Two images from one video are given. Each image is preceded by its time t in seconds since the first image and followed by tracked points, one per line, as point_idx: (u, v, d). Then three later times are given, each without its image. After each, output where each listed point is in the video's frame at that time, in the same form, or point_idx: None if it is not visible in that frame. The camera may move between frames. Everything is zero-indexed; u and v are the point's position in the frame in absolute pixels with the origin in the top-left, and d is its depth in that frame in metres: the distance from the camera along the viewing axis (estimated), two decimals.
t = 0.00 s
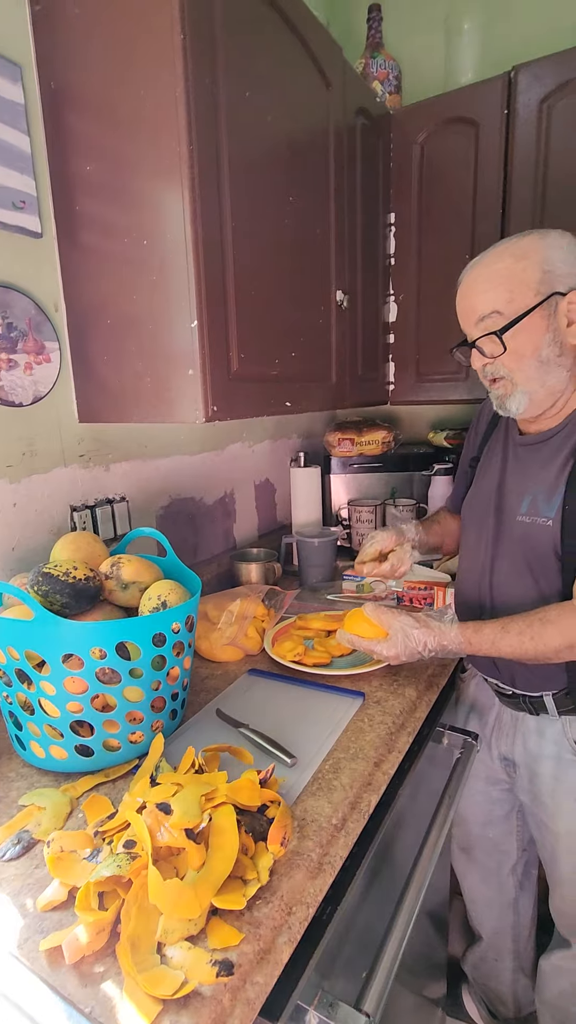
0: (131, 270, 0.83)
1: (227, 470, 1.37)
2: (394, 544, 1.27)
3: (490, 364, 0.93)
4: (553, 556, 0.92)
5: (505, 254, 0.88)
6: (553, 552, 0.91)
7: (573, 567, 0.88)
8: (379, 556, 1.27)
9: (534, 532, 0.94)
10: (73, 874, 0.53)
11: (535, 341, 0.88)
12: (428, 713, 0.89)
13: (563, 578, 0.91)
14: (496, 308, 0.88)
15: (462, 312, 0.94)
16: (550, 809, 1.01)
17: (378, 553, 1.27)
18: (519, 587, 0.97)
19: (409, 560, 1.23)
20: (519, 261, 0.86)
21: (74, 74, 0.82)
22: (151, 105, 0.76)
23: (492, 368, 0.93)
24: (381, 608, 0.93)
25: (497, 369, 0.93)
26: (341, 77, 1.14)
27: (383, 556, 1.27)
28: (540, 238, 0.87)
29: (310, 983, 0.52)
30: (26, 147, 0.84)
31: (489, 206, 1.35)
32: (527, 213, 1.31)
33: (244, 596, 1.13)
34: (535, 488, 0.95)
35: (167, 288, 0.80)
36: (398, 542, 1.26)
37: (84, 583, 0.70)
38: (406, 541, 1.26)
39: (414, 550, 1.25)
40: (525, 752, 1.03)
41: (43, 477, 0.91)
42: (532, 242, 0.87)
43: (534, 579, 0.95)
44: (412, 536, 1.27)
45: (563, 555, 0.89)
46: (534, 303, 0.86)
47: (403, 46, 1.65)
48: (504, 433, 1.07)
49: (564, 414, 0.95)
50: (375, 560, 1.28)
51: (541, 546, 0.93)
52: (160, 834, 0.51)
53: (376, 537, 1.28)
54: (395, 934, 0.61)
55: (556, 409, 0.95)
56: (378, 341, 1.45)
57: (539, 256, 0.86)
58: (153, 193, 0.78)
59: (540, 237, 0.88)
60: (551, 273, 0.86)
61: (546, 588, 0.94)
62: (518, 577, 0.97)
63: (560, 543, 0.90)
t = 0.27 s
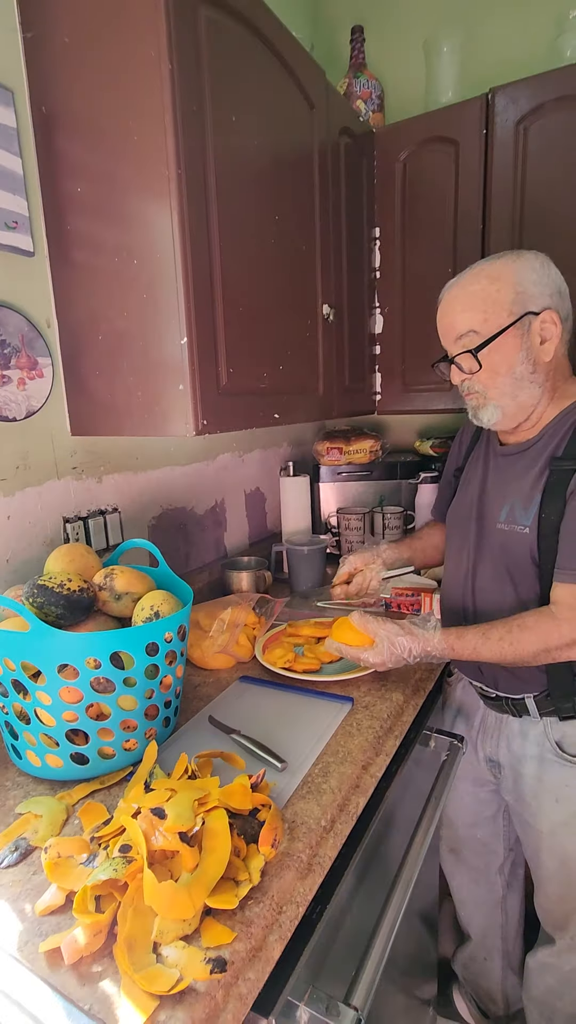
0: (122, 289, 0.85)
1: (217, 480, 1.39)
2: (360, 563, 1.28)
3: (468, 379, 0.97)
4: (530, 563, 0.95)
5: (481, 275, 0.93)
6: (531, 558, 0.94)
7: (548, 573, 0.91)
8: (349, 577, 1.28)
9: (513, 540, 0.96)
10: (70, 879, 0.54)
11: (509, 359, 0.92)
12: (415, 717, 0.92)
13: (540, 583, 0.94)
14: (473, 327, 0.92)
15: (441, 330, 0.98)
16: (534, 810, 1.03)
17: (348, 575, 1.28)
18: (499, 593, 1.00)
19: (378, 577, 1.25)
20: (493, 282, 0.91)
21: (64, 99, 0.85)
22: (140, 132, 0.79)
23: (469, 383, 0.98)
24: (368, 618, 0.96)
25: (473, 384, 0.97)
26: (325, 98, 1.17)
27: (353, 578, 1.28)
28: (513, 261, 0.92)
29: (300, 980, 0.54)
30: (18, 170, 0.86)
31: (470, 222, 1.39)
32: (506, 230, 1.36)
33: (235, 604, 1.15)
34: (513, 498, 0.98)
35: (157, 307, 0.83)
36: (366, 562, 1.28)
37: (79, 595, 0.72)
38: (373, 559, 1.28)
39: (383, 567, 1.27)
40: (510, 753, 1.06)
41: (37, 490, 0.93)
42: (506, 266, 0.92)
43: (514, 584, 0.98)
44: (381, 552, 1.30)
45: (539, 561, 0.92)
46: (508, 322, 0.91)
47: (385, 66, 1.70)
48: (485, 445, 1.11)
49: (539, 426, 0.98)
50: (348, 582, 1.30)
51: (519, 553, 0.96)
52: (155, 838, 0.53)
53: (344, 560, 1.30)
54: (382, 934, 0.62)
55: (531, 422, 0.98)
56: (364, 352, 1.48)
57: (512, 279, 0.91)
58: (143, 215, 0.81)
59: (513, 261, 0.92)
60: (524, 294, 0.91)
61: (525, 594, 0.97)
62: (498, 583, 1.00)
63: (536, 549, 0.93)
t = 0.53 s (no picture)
0: (113, 292, 0.85)
1: (210, 482, 1.39)
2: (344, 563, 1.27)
3: (457, 381, 0.98)
4: (521, 561, 0.95)
5: (467, 280, 0.94)
6: (521, 557, 0.95)
7: (539, 571, 0.92)
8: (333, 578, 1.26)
9: (503, 540, 0.97)
10: (66, 885, 0.54)
11: (497, 362, 0.93)
12: (409, 717, 0.92)
13: (531, 581, 0.94)
14: (460, 331, 0.93)
15: (430, 335, 0.99)
16: (527, 807, 1.04)
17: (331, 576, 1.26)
18: (490, 592, 1.01)
19: (361, 576, 1.23)
20: (479, 287, 0.92)
21: (53, 102, 0.85)
22: (130, 136, 0.79)
23: (459, 386, 0.98)
24: (362, 620, 0.96)
25: (463, 387, 0.98)
26: (314, 102, 1.18)
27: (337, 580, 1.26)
28: (499, 265, 0.93)
29: (298, 980, 0.54)
30: (8, 173, 0.86)
31: (458, 224, 1.40)
32: (495, 233, 1.37)
33: (229, 607, 1.15)
34: (503, 497, 0.98)
35: (149, 310, 0.83)
36: (350, 562, 1.27)
37: (71, 599, 0.72)
38: (357, 559, 1.27)
39: (367, 566, 1.25)
40: (503, 752, 1.06)
41: (28, 494, 0.92)
42: (492, 270, 0.93)
43: (505, 583, 0.99)
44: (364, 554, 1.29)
45: (530, 559, 0.93)
46: (494, 326, 0.92)
47: (373, 70, 1.71)
48: (476, 446, 1.12)
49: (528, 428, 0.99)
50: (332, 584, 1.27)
51: (509, 552, 0.97)
52: (151, 842, 0.53)
53: (328, 561, 1.29)
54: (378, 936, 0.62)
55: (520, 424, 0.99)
56: (355, 354, 1.49)
57: (498, 283, 0.92)
58: (134, 218, 0.81)
59: (499, 266, 0.94)
60: (509, 298, 0.92)
61: (516, 593, 0.98)
62: (489, 582, 1.01)
63: (526, 548, 0.94)
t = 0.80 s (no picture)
0: (104, 290, 0.85)
1: (203, 482, 1.39)
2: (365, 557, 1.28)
3: (449, 380, 0.98)
4: (514, 558, 0.95)
5: (458, 279, 0.94)
6: (515, 553, 0.95)
7: (533, 567, 0.92)
8: (358, 573, 1.24)
9: (497, 536, 0.97)
10: (61, 888, 0.54)
11: (488, 360, 0.93)
12: (405, 714, 0.92)
13: (525, 578, 0.94)
14: (452, 330, 0.93)
15: (421, 334, 0.99)
16: (523, 803, 1.04)
17: (355, 570, 1.25)
18: (485, 590, 1.01)
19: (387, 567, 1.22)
20: (470, 285, 0.92)
21: (42, 99, 0.84)
22: (120, 132, 0.78)
23: (451, 384, 0.98)
24: (356, 617, 0.96)
25: (455, 386, 0.98)
26: (305, 100, 1.17)
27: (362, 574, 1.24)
28: (489, 264, 0.93)
29: (296, 980, 0.54)
30: None
31: (450, 222, 1.40)
32: (486, 231, 1.37)
33: (224, 606, 1.14)
34: (497, 493, 0.98)
35: (140, 307, 0.82)
36: (371, 555, 1.27)
37: (65, 599, 0.71)
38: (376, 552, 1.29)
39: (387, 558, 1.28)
40: (498, 748, 1.06)
41: (20, 494, 0.91)
42: (483, 269, 0.93)
43: (499, 580, 0.99)
44: (382, 549, 1.29)
45: (524, 556, 0.93)
46: (485, 325, 0.92)
47: (364, 69, 1.71)
48: (469, 443, 1.12)
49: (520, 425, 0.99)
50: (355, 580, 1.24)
51: (503, 549, 0.97)
52: (147, 843, 0.52)
53: (347, 557, 1.27)
54: (374, 938, 0.62)
55: (511, 421, 0.99)
56: (348, 353, 1.49)
57: (488, 282, 0.92)
58: (124, 215, 0.80)
59: (489, 264, 0.94)
60: (500, 296, 0.92)
61: (510, 590, 0.98)
62: (483, 579, 1.01)
63: (520, 544, 0.94)
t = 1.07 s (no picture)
0: (97, 291, 0.85)
1: (198, 482, 1.39)
2: (343, 557, 1.29)
3: (444, 381, 0.99)
4: (509, 556, 0.96)
5: (451, 279, 0.94)
6: (510, 552, 0.96)
7: (527, 566, 0.93)
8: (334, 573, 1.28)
9: (491, 534, 0.98)
10: (58, 889, 0.54)
11: (482, 360, 0.93)
12: (400, 713, 0.92)
13: (519, 576, 0.95)
14: (446, 331, 0.93)
15: (416, 335, 0.99)
16: (517, 800, 1.05)
17: (332, 570, 1.28)
18: (480, 589, 1.02)
19: (361, 570, 1.23)
20: (463, 286, 0.92)
21: (34, 99, 0.84)
22: (113, 132, 0.78)
23: (446, 385, 0.99)
24: (352, 617, 0.96)
25: (450, 386, 0.98)
26: (297, 101, 1.18)
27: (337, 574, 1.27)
28: (482, 264, 0.94)
29: (294, 977, 0.54)
30: None
31: (443, 223, 1.41)
32: (479, 232, 1.38)
33: (219, 606, 1.14)
34: (491, 492, 0.99)
35: (134, 308, 0.82)
36: (348, 557, 1.28)
37: (60, 600, 0.71)
38: (355, 552, 1.29)
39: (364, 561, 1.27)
40: (493, 746, 1.07)
41: (14, 495, 0.91)
42: (476, 269, 0.94)
43: (494, 578, 1.00)
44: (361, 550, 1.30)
45: (518, 555, 0.94)
46: (479, 325, 0.92)
47: (356, 69, 1.72)
48: (462, 443, 1.12)
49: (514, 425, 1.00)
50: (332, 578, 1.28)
51: (498, 548, 0.97)
52: (144, 844, 0.52)
53: (326, 557, 1.30)
54: (370, 939, 0.62)
55: (505, 421, 1.00)
56: (342, 353, 1.49)
57: (481, 282, 0.93)
58: (118, 216, 0.80)
59: (482, 264, 0.94)
60: (492, 296, 0.92)
61: (505, 588, 0.99)
62: (478, 578, 1.02)
63: (515, 543, 0.94)
